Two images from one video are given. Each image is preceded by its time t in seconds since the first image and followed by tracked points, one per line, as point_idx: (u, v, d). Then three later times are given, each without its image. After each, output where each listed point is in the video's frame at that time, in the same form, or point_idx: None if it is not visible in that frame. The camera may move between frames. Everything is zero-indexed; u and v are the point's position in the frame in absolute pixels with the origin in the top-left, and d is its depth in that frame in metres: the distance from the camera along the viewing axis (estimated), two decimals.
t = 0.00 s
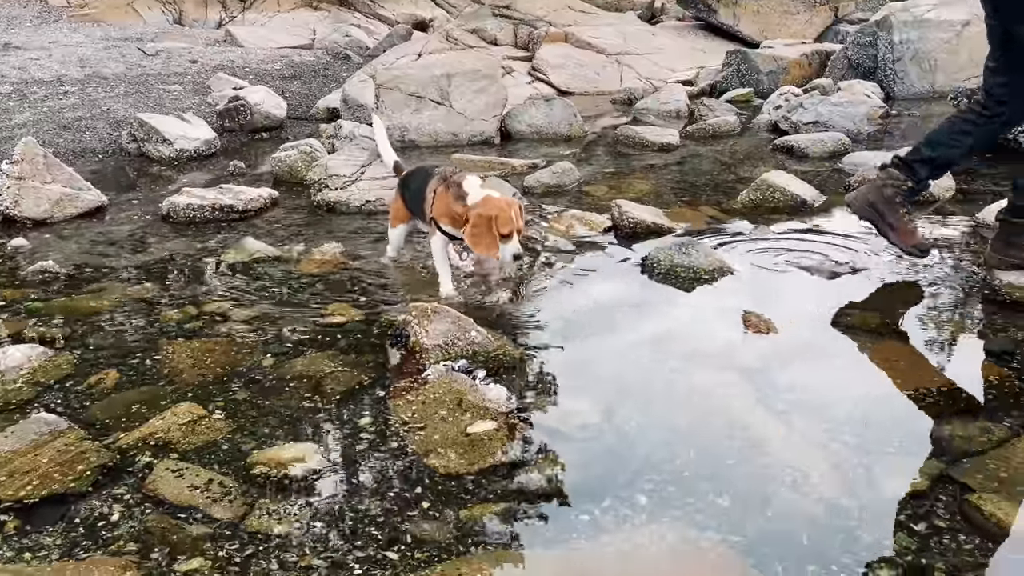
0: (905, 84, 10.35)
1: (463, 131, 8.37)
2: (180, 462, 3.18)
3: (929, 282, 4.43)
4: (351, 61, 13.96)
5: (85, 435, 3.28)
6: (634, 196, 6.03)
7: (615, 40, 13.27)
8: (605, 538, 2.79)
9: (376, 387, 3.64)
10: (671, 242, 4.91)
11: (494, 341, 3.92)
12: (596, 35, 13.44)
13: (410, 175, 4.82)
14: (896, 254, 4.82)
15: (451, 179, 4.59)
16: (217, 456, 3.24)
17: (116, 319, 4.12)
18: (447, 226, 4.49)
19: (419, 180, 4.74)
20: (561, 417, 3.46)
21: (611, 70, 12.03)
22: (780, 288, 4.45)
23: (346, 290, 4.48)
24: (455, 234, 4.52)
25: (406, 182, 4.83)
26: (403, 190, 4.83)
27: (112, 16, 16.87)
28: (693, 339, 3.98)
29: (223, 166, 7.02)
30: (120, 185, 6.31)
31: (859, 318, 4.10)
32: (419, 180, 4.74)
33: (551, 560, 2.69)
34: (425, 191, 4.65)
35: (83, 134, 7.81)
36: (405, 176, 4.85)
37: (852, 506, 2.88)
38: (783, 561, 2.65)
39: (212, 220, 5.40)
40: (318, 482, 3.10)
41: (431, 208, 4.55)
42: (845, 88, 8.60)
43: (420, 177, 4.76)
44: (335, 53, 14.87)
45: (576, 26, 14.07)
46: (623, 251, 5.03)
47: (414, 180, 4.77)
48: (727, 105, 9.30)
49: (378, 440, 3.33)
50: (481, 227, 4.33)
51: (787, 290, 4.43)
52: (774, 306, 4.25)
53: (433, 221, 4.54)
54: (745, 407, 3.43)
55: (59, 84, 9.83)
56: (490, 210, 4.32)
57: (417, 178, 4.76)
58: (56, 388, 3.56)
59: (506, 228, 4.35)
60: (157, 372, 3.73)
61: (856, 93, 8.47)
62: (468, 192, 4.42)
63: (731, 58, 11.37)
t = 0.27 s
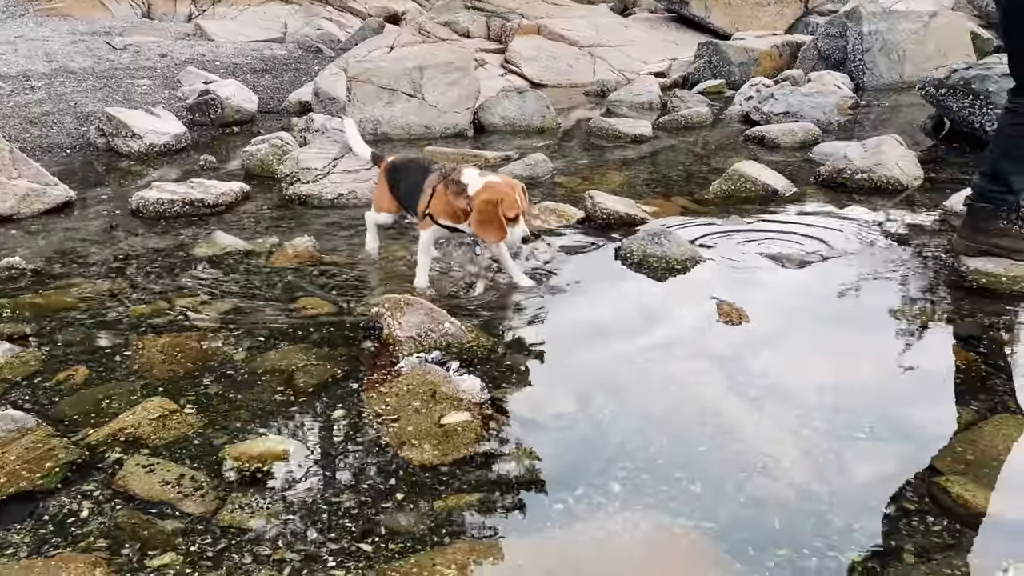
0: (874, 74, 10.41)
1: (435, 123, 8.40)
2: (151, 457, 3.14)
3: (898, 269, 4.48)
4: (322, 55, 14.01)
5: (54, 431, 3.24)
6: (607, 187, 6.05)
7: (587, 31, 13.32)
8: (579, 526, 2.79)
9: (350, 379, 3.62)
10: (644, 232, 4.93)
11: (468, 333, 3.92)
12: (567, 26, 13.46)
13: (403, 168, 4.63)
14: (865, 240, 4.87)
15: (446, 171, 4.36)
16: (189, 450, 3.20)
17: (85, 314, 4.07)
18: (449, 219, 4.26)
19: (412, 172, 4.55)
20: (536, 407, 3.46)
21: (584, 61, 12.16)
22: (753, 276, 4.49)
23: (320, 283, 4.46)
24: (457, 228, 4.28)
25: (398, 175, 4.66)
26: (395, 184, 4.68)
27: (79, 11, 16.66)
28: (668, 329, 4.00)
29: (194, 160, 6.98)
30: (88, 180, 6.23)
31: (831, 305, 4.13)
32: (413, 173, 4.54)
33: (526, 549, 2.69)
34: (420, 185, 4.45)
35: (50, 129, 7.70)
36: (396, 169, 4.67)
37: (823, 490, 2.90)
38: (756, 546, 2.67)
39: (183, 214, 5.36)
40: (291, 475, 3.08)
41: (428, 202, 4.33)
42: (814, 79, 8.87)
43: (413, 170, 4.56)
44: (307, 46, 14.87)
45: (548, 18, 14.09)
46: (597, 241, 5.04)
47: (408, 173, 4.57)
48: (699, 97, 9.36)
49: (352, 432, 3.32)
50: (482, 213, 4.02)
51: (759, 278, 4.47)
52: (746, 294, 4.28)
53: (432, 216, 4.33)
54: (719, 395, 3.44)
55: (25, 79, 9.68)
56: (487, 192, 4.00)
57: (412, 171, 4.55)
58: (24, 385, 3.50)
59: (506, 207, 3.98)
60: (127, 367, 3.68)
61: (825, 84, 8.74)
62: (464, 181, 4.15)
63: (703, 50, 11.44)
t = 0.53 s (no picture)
0: (845, 67, 10.51)
1: (408, 117, 8.41)
2: (122, 454, 3.11)
3: (868, 258, 4.53)
4: (295, 49, 13.95)
5: (22, 430, 3.20)
6: (580, 180, 6.07)
7: (560, 25, 13.37)
8: (552, 517, 2.80)
9: (323, 373, 3.61)
10: (617, 224, 4.95)
11: (442, 327, 3.92)
12: (540, 20, 13.51)
13: (409, 158, 4.52)
14: (836, 231, 4.92)
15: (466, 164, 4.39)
16: (160, 447, 3.17)
17: (53, 312, 4.02)
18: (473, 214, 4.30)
19: (424, 162, 4.46)
20: (511, 399, 3.46)
21: (558, 54, 12.19)
22: (726, 267, 4.52)
23: (293, 278, 4.43)
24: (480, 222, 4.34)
25: (406, 166, 4.52)
26: (404, 174, 4.51)
27: (46, 6, 16.47)
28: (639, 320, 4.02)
29: (165, 156, 6.93)
30: (56, 176, 6.16)
31: (802, 294, 4.17)
32: (424, 163, 4.47)
33: (499, 541, 2.69)
34: (436, 177, 4.41)
35: (17, 126, 7.60)
36: (400, 160, 4.54)
37: (794, 477, 2.93)
38: (728, 534, 2.69)
39: (154, 210, 5.30)
40: (263, 471, 3.06)
41: (451, 194, 4.32)
42: (786, 72, 8.95)
43: (424, 161, 4.48)
44: (279, 40, 14.81)
45: (522, 11, 14.11)
46: (571, 234, 5.05)
47: (417, 164, 4.49)
48: (671, 90, 9.43)
49: (325, 426, 3.30)
50: (516, 212, 4.12)
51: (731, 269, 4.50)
52: (719, 285, 4.31)
53: (455, 209, 4.32)
54: (691, 384, 3.47)
55: None
56: (524, 193, 4.11)
57: (422, 161, 4.48)
58: None
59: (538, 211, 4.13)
60: (97, 364, 3.64)
61: (797, 77, 8.84)
62: (494, 176, 4.20)
63: (676, 44, 11.52)
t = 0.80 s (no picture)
0: (816, 60, 10.62)
1: (381, 112, 8.52)
2: (88, 452, 3.08)
3: (838, 249, 4.57)
4: (269, 45, 13.91)
5: None
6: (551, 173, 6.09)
7: (535, 20, 13.41)
8: (522, 510, 2.79)
9: (293, 369, 3.59)
10: (590, 217, 4.96)
11: (414, 321, 3.91)
12: (514, 15, 13.53)
13: (399, 160, 4.50)
14: (806, 222, 4.97)
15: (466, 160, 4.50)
16: (127, 445, 3.14)
17: (19, 310, 3.97)
18: (486, 208, 4.37)
19: (419, 161, 4.48)
20: (481, 393, 3.46)
21: (532, 48, 12.21)
22: (698, 260, 4.53)
23: (263, 275, 4.41)
24: (492, 217, 4.41)
25: (399, 168, 4.50)
26: (397, 174, 4.48)
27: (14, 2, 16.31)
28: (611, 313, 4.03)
29: (134, 152, 6.89)
30: (23, 172, 6.11)
31: (773, 286, 4.20)
32: (419, 162, 4.49)
33: (469, 533, 2.67)
34: (437, 174, 4.45)
35: None
36: (390, 162, 4.51)
37: (762, 466, 2.94)
38: (696, 523, 2.69)
39: (123, 207, 5.30)
40: (231, 467, 3.03)
41: (464, 188, 4.39)
42: (757, 65, 9.01)
43: (417, 161, 4.50)
44: (252, 36, 14.75)
45: (496, 6, 14.14)
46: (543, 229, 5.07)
47: (410, 165, 4.49)
48: (644, 84, 9.49)
49: (295, 421, 3.28)
50: (535, 199, 4.26)
51: (703, 262, 4.52)
52: (691, 278, 4.33)
53: (470, 204, 4.38)
54: (662, 375, 3.48)
55: None
56: (541, 179, 4.29)
57: (415, 161, 4.49)
58: None
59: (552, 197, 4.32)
60: (63, 362, 3.60)
61: (768, 70, 8.88)
62: (505, 168, 4.36)
63: (648, 38, 11.58)
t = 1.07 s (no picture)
0: (790, 56, 10.72)
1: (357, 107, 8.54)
2: (58, 451, 3.04)
3: (812, 243, 4.60)
4: (244, 42, 13.85)
5: None
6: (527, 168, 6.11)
7: (511, 17, 13.44)
8: (498, 504, 2.78)
9: (267, 366, 3.57)
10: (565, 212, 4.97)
11: (389, 317, 3.91)
12: (491, 11, 13.55)
13: (389, 160, 4.36)
14: (780, 216, 5.01)
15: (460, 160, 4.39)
16: (98, 443, 3.10)
17: None
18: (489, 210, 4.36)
19: (409, 160, 4.35)
20: (457, 387, 3.45)
21: (508, 45, 12.23)
22: (674, 255, 4.56)
23: (238, 272, 4.39)
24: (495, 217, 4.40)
25: (389, 168, 4.37)
26: (388, 174, 4.35)
27: None
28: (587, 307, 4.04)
29: (107, 149, 6.84)
30: None
31: (748, 280, 4.22)
32: (411, 162, 4.36)
33: (445, 528, 2.66)
34: (430, 175, 4.35)
35: None
36: (379, 162, 4.36)
37: (737, 458, 2.95)
38: (670, 515, 2.69)
39: (95, 204, 5.28)
40: (204, 465, 3.01)
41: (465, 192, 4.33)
42: (732, 61, 9.07)
43: (407, 160, 4.37)
44: (226, 33, 14.68)
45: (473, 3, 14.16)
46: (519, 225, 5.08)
47: (401, 164, 4.36)
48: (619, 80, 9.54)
49: (269, 418, 3.26)
50: (533, 194, 4.23)
51: (679, 256, 4.54)
52: (666, 272, 4.35)
53: (474, 207, 4.34)
54: (637, 369, 3.49)
55: None
56: (538, 177, 4.25)
57: (406, 160, 4.36)
58: None
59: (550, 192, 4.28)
60: (33, 361, 3.56)
61: (743, 66, 8.95)
62: (503, 167, 4.31)
63: (625, 34, 11.62)
